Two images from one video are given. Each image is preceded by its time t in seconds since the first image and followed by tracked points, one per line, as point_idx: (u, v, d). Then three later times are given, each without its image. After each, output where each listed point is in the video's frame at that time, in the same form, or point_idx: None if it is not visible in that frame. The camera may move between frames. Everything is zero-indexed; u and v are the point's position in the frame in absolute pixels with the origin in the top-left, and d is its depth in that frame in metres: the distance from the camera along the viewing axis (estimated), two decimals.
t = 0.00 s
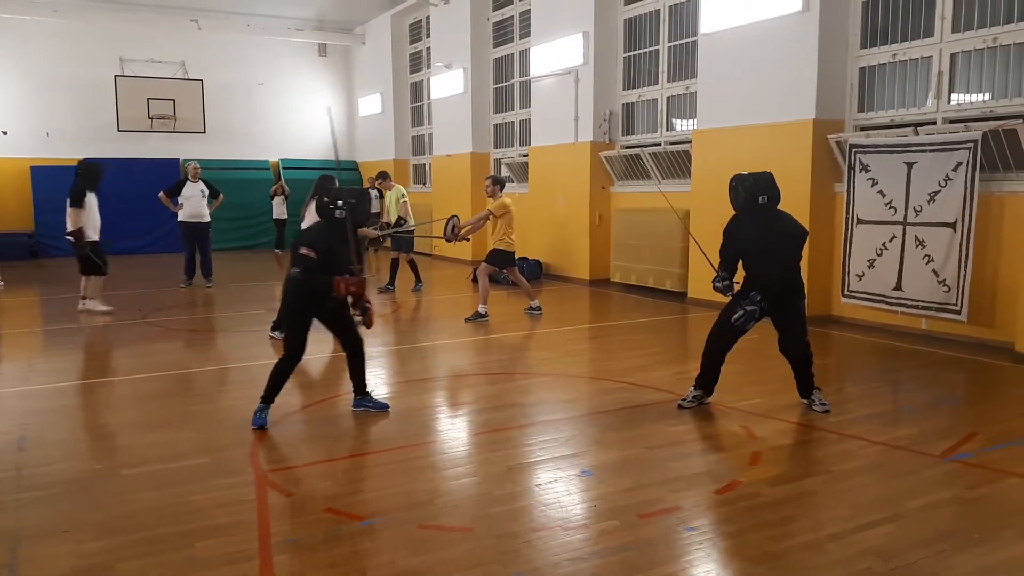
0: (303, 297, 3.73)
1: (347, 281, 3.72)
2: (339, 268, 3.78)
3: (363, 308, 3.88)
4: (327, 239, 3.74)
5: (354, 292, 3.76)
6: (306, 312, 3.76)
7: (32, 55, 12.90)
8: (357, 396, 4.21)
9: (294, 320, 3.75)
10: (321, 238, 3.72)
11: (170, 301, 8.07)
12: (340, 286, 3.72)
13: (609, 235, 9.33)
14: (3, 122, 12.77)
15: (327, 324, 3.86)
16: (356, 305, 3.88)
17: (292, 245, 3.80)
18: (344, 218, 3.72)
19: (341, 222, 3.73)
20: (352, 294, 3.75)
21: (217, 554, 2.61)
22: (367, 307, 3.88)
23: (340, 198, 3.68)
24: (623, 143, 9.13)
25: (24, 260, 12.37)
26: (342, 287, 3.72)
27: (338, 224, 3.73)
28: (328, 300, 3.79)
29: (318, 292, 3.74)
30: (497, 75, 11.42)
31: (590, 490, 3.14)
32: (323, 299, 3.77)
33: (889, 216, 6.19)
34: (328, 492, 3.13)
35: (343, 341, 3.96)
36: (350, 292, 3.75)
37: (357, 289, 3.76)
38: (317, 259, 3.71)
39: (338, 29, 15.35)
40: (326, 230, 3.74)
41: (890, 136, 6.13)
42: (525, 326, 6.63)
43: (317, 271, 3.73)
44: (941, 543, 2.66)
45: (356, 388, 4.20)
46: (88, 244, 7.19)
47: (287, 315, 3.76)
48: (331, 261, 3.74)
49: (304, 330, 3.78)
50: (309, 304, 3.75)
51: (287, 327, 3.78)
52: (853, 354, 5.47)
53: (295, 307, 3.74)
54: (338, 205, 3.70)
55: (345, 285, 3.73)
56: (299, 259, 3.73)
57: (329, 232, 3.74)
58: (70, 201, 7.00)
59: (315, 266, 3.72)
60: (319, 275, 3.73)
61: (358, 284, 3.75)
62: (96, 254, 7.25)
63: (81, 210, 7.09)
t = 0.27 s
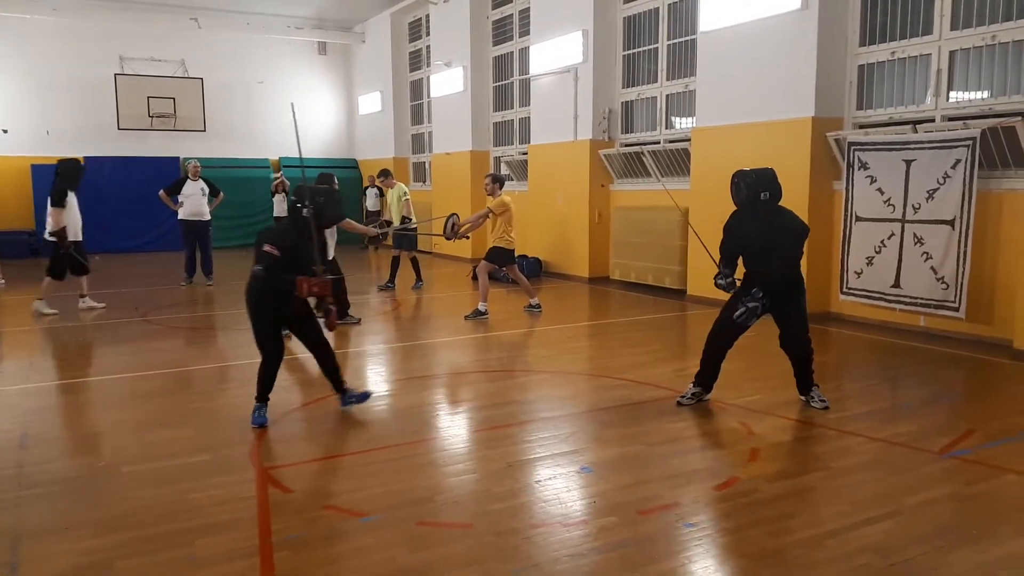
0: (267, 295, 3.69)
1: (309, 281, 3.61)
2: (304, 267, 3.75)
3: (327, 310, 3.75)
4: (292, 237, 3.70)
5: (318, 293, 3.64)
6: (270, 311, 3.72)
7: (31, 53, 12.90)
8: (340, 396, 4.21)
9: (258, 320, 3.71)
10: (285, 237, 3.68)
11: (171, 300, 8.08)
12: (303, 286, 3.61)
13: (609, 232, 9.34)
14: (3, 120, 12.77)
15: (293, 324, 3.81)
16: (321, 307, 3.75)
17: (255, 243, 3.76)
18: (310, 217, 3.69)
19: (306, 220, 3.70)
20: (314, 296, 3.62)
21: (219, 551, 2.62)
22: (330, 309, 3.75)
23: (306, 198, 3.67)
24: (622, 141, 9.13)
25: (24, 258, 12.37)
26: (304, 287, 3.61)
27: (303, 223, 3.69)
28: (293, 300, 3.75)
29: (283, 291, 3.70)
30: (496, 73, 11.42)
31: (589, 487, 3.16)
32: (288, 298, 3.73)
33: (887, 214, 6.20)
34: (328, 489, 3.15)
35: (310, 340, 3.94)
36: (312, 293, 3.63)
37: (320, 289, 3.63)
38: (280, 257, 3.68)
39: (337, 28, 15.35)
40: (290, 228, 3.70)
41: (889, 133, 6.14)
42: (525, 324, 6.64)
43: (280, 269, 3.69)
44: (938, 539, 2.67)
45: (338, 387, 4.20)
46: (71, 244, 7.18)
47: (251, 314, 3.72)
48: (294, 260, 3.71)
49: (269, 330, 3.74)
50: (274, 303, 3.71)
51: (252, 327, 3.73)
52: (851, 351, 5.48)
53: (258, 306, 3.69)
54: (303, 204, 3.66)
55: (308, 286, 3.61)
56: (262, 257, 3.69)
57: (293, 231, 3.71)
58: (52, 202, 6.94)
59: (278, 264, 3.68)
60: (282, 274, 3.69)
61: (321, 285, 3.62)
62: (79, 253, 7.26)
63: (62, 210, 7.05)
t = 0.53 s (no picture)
0: (246, 298, 3.57)
1: (291, 282, 3.49)
2: (285, 269, 3.63)
3: (309, 312, 3.57)
4: (272, 238, 3.57)
5: (299, 294, 3.52)
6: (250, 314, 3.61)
7: (27, 50, 12.86)
8: (293, 410, 3.83)
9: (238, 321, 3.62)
10: (265, 237, 3.56)
11: (168, 298, 8.05)
12: (283, 287, 3.49)
13: (608, 230, 9.32)
14: None
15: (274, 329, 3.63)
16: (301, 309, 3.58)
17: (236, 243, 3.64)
18: (291, 217, 3.53)
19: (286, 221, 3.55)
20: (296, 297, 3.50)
21: (216, 550, 2.60)
22: (312, 312, 3.57)
23: (285, 196, 3.48)
24: (621, 138, 9.11)
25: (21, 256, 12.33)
26: (285, 289, 3.49)
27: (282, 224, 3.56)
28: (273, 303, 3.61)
29: (262, 293, 3.57)
30: (494, 70, 11.39)
31: (589, 485, 3.14)
32: (268, 301, 3.60)
33: (887, 211, 6.19)
34: (326, 488, 3.13)
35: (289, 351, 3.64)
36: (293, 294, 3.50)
37: (302, 291, 3.52)
38: (260, 259, 3.56)
39: (335, 25, 15.31)
40: (270, 229, 3.58)
41: (888, 131, 6.13)
42: (523, 322, 6.63)
43: (259, 271, 3.57)
44: (938, 537, 2.66)
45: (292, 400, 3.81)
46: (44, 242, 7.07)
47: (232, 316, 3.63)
48: (275, 261, 3.59)
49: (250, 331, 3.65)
50: (254, 306, 3.59)
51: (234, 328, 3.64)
52: (851, 349, 5.47)
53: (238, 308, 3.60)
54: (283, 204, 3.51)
55: (287, 288, 3.49)
56: (241, 258, 3.57)
57: (273, 231, 3.58)
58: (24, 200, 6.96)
59: (258, 266, 3.57)
60: (261, 276, 3.57)
61: (302, 287, 3.51)
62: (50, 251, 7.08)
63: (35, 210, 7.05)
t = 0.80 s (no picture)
0: (252, 298, 3.56)
1: (298, 284, 3.36)
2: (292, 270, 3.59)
3: (318, 315, 3.47)
4: (279, 239, 3.52)
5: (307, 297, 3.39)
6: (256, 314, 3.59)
7: (35, 48, 12.91)
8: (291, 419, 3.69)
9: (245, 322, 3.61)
10: (271, 239, 3.51)
11: (174, 295, 8.08)
12: (291, 289, 3.37)
13: (613, 228, 9.32)
14: (6, 116, 12.79)
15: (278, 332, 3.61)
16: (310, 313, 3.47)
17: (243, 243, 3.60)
18: (296, 218, 3.46)
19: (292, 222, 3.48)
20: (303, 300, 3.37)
21: (222, 546, 2.62)
22: (320, 315, 3.47)
23: (290, 196, 3.41)
24: (626, 137, 9.11)
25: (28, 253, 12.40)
26: (293, 292, 3.37)
27: (288, 225, 3.49)
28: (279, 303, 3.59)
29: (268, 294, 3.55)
30: (500, 68, 11.40)
31: (593, 483, 3.15)
32: (274, 301, 3.58)
33: (892, 210, 6.18)
34: (330, 484, 3.15)
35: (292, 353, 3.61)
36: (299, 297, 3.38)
37: (310, 293, 3.38)
38: (267, 260, 3.52)
39: (341, 23, 15.33)
40: (276, 230, 3.52)
41: (894, 129, 6.12)
42: (528, 320, 6.64)
43: (265, 273, 3.54)
44: (942, 536, 2.66)
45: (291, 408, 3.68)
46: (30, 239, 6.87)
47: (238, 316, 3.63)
48: (281, 262, 3.56)
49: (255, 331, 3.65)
50: (260, 306, 3.57)
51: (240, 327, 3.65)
52: (856, 348, 5.47)
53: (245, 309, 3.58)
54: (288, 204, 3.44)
55: (295, 290, 3.36)
56: (247, 260, 3.52)
57: (279, 232, 3.52)
58: (8, 196, 6.77)
59: (264, 267, 3.53)
60: (268, 277, 3.54)
61: (311, 289, 3.38)
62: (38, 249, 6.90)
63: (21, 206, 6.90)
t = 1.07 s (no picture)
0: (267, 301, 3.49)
1: (318, 291, 3.33)
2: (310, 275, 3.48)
3: (334, 323, 3.48)
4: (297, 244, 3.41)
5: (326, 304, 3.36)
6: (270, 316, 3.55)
7: (45, 50, 12.98)
8: (300, 421, 3.66)
9: (257, 320, 3.58)
10: (289, 243, 3.39)
11: (183, 295, 8.12)
12: (310, 296, 3.33)
13: (621, 228, 9.31)
14: (16, 116, 12.86)
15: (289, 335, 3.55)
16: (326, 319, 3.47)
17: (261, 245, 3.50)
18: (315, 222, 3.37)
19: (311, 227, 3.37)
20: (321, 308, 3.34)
21: (232, 545, 2.63)
22: (337, 322, 3.48)
23: (310, 200, 3.30)
24: (633, 136, 9.10)
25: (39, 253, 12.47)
26: (312, 299, 3.33)
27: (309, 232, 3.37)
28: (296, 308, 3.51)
29: (284, 300, 3.43)
30: (507, 68, 11.40)
31: (601, 482, 3.15)
32: (288, 308, 3.48)
33: (901, 209, 6.16)
34: (339, 483, 3.16)
35: (306, 358, 3.54)
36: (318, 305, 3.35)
37: (329, 301, 3.36)
38: (286, 266, 3.41)
39: (348, 24, 15.36)
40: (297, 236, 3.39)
41: (903, 129, 6.09)
42: (535, 320, 6.64)
43: (283, 279, 3.43)
44: (952, 537, 2.65)
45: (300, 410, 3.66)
46: (15, 241, 6.88)
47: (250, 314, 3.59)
48: (300, 267, 3.45)
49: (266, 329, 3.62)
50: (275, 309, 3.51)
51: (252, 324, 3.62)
52: (865, 348, 5.44)
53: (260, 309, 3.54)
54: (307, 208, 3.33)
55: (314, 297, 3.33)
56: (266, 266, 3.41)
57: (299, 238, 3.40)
58: None
59: (282, 273, 3.42)
60: (285, 284, 3.42)
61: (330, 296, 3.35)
62: (24, 251, 6.94)
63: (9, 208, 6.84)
